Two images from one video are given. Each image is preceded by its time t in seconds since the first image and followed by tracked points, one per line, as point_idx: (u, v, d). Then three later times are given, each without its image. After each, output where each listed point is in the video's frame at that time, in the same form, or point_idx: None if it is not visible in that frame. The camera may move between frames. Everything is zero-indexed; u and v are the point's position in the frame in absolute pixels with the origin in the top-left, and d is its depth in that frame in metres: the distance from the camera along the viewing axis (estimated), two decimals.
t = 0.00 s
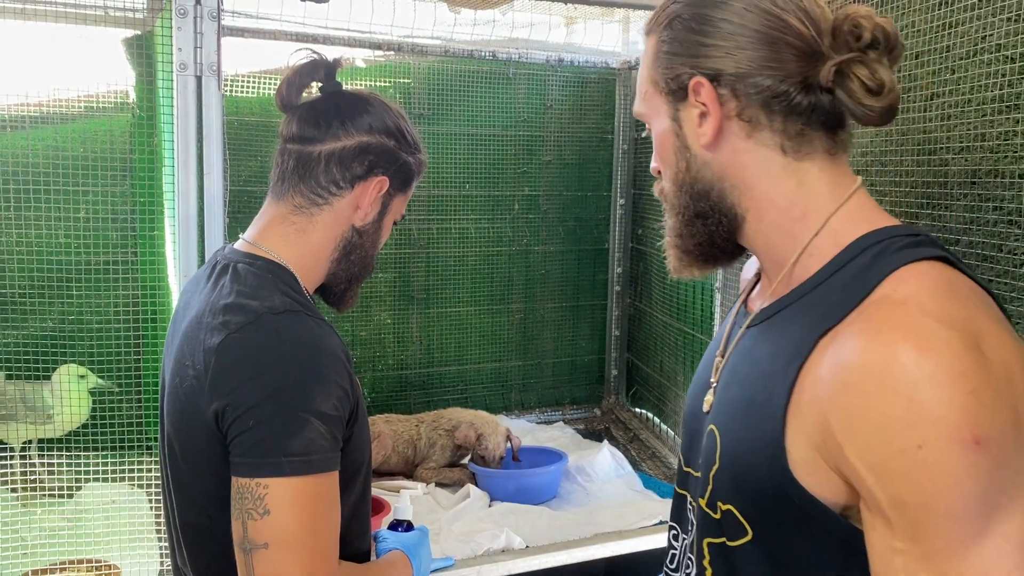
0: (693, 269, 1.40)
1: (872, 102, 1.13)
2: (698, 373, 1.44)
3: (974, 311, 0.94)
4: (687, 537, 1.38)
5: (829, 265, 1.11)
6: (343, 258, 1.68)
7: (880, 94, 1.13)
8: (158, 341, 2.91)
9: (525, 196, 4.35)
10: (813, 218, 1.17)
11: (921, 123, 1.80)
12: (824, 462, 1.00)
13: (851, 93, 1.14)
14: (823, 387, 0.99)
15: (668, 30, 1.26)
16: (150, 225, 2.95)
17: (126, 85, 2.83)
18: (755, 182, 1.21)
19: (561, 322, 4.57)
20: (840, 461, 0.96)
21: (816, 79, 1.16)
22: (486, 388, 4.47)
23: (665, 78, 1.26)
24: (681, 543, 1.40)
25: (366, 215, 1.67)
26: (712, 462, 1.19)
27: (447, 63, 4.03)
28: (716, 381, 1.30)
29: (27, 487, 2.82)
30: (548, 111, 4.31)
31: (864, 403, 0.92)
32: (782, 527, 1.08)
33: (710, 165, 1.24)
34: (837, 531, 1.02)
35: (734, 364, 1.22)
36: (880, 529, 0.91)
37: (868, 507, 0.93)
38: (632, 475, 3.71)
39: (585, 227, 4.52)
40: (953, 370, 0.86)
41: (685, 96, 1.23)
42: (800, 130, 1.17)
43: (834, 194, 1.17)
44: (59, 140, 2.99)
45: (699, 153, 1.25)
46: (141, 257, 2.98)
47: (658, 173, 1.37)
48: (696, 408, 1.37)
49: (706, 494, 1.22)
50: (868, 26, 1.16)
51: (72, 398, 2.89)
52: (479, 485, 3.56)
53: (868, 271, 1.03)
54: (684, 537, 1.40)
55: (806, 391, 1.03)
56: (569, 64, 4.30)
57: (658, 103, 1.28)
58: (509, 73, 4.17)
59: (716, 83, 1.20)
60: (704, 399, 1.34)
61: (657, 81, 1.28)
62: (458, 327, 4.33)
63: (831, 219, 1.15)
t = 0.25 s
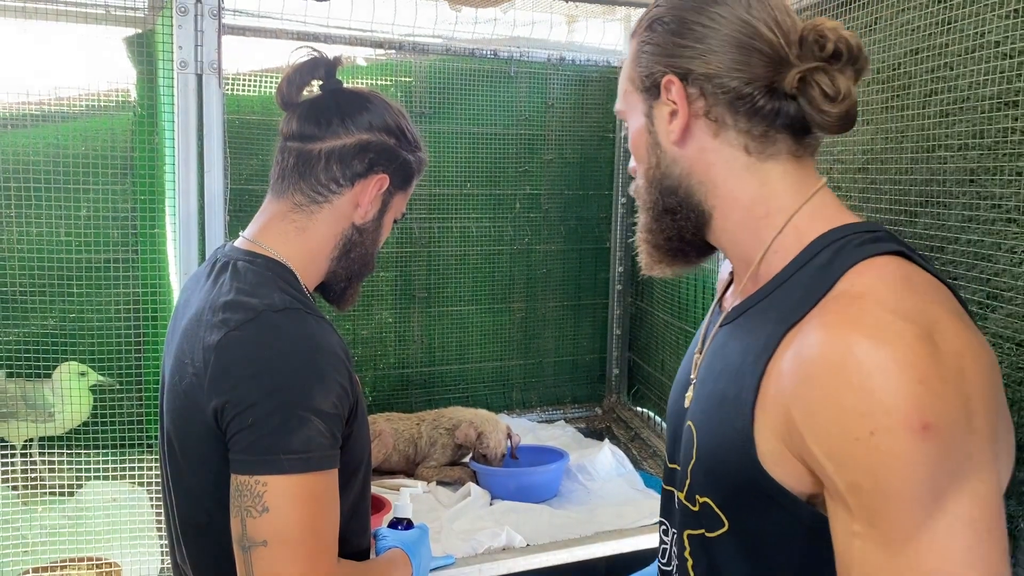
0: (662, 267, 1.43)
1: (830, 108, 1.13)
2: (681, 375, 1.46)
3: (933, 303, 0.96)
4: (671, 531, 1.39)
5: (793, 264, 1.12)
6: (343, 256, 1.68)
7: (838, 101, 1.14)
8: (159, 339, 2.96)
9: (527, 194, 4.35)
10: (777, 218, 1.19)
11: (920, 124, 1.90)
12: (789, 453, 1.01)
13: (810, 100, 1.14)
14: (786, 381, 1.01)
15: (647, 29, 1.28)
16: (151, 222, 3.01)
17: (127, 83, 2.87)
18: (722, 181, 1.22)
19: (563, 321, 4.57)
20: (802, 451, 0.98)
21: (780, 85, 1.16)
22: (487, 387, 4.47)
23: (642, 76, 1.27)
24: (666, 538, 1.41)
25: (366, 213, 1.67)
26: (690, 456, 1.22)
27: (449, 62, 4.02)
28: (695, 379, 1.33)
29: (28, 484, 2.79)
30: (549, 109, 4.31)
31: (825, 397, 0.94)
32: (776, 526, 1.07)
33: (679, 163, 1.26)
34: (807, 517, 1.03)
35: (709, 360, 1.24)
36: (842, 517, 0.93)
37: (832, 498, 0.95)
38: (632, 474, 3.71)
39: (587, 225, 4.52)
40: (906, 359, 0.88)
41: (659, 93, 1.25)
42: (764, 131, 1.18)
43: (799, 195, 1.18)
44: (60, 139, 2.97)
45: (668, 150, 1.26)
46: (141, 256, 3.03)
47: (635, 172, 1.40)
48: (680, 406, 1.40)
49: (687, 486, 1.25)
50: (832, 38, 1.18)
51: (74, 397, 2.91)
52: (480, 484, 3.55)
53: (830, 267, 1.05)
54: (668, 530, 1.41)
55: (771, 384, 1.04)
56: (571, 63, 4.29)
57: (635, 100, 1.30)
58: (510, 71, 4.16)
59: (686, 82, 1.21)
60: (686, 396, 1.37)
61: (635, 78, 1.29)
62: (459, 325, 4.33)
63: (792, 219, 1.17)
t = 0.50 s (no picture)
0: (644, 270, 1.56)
1: (807, 108, 1.28)
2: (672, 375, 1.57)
3: (907, 294, 1.05)
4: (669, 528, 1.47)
5: (774, 261, 1.21)
6: (344, 253, 1.68)
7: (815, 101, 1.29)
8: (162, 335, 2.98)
9: (528, 192, 4.35)
10: (756, 216, 1.30)
11: (921, 122, 1.90)
12: (779, 441, 1.10)
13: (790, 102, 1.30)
14: (772, 372, 1.10)
15: (625, 48, 1.42)
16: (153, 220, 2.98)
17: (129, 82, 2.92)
18: (703, 182, 1.35)
19: (564, 320, 4.57)
20: (790, 438, 1.07)
21: (759, 93, 1.32)
22: (489, 385, 4.47)
23: (625, 89, 1.41)
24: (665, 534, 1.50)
25: (366, 211, 1.67)
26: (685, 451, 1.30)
27: (450, 60, 4.02)
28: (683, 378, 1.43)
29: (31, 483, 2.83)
30: (551, 107, 4.31)
31: (810, 385, 1.03)
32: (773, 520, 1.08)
33: (663, 167, 1.38)
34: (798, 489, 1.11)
35: (698, 356, 1.34)
36: (828, 498, 1.02)
37: (818, 481, 1.04)
38: (633, 472, 3.72)
39: (589, 223, 4.53)
40: (884, 348, 0.98)
41: (641, 104, 1.38)
42: (744, 134, 1.31)
43: (774, 194, 1.31)
44: (62, 136, 2.99)
45: (652, 155, 1.39)
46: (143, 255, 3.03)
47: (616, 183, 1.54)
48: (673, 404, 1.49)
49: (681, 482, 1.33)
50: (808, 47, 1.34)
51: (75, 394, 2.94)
52: (481, 482, 3.56)
53: (808, 263, 1.15)
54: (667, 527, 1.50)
55: (760, 375, 1.13)
56: (572, 61, 4.29)
57: (618, 112, 1.44)
58: (512, 69, 4.17)
59: (669, 89, 1.34)
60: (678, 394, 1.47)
61: (617, 93, 1.43)
62: (461, 324, 4.33)
63: (772, 221, 1.28)
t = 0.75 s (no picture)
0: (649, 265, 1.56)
1: (812, 95, 1.29)
2: (670, 368, 1.58)
3: (907, 273, 1.06)
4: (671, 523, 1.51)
5: (775, 246, 1.23)
6: (343, 250, 1.67)
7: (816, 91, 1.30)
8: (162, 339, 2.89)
9: (530, 190, 4.35)
10: (757, 204, 1.31)
11: (922, 118, 1.90)
12: (783, 418, 1.10)
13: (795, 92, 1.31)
14: (775, 350, 1.10)
15: (637, 42, 1.43)
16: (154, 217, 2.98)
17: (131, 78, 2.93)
18: (707, 171, 1.35)
19: (566, 318, 4.57)
20: (793, 413, 1.07)
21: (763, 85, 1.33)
22: (490, 383, 4.47)
23: (635, 79, 1.41)
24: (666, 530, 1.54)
25: (364, 208, 1.67)
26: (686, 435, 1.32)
27: (452, 58, 4.02)
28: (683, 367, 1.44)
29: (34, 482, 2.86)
30: (553, 105, 4.31)
31: (813, 357, 1.03)
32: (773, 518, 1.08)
33: (668, 156, 1.38)
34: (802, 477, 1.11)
35: (698, 343, 1.35)
36: (832, 471, 1.01)
37: (822, 454, 1.03)
38: (635, 470, 3.71)
39: (591, 222, 4.52)
40: (885, 318, 0.98)
41: (649, 94, 1.39)
42: (747, 123, 1.32)
43: (776, 184, 1.31)
44: (63, 135, 2.98)
45: (658, 144, 1.39)
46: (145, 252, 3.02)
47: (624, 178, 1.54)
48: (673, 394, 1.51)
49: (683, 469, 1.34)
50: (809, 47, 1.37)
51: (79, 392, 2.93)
52: (483, 480, 3.56)
53: (808, 245, 1.16)
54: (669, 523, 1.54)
55: (761, 353, 1.13)
56: (574, 59, 4.29)
57: (626, 103, 1.44)
58: (513, 67, 4.17)
59: (677, 79, 1.35)
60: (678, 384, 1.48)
61: (626, 84, 1.43)
62: (462, 322, 4.33)
63: (773, 208, 1.29)
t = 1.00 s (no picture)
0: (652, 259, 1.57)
1: (813, 96, 1.28)
2: (666, 353, 1.60)
3: (900, 259, 1.08)
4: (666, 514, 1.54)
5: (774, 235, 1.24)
6: (331, 247, 1.66)
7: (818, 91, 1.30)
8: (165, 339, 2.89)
9: (532, 189, 4.35)
10: (756, 199, 1.31)
11: (922, 117, 1.90)
12: (779, 399, 1.11)
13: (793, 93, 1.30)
14: (770, 332, 1.12)
15: (645, 40, 1.44)
16: (158, 217, 3.06)
17: (133, 77, 2.98)
18: (709, 167, 1.35)
19: (568, 317, 4.57)
20: (789, 392, 1.08)
21: (766, 85, 1.33)
22: (492, 381, 4.48)
23: (642, 76, 1.42)
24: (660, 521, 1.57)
25: (351, 204, 1.65)
26: (682, 418, 1.33)
27: (454, 57, 4.03)
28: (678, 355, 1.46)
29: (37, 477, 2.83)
30: (555, 104, 4.31)
31: (806, 336, 1.05)
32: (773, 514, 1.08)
33: (672, 153, 1.39)
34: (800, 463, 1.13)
35: (694, 331, 1.36)
36: (826, 447, 1.02)
37: (817, 432, 1.04)
38: (637, 469, 3.72)
39: (593, 220, 4.52)
40: (879, 298, 1.00)
41: (655, 91, 1.39)
42: (749, 123, 1.32)
43: (775, 180, 1.32)
44: (67, 134, 2.98)
45: (663, 141, 1.39)
46: (148, 253, 3.05)
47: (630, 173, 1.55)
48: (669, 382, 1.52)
49: (678, 452, 1.35)
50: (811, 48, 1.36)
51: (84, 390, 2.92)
52: (485, 478, 3.57)
53: (805, 232, 1.18)
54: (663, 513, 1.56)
55: (757, 336, 1.15)
56: (576, 58, 4.29)
57: (632, 100, 1.44)
58: (515, 66, 4.17)
59: (683, 78, 1.35)
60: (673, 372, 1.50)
61: (633, 81, 1.44)
62: (464, 320, 4.34)
63: (773, 202, 1.29)
